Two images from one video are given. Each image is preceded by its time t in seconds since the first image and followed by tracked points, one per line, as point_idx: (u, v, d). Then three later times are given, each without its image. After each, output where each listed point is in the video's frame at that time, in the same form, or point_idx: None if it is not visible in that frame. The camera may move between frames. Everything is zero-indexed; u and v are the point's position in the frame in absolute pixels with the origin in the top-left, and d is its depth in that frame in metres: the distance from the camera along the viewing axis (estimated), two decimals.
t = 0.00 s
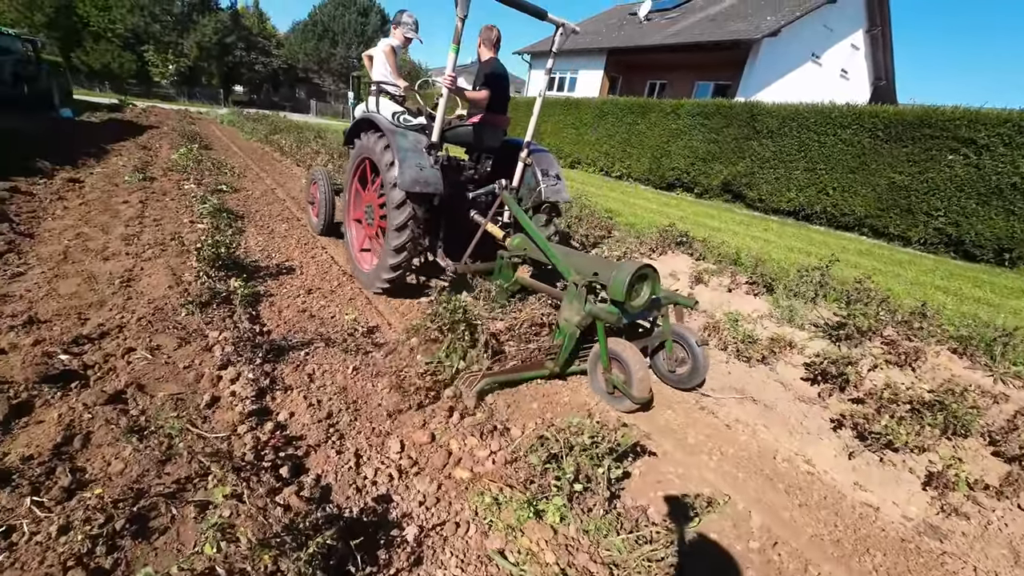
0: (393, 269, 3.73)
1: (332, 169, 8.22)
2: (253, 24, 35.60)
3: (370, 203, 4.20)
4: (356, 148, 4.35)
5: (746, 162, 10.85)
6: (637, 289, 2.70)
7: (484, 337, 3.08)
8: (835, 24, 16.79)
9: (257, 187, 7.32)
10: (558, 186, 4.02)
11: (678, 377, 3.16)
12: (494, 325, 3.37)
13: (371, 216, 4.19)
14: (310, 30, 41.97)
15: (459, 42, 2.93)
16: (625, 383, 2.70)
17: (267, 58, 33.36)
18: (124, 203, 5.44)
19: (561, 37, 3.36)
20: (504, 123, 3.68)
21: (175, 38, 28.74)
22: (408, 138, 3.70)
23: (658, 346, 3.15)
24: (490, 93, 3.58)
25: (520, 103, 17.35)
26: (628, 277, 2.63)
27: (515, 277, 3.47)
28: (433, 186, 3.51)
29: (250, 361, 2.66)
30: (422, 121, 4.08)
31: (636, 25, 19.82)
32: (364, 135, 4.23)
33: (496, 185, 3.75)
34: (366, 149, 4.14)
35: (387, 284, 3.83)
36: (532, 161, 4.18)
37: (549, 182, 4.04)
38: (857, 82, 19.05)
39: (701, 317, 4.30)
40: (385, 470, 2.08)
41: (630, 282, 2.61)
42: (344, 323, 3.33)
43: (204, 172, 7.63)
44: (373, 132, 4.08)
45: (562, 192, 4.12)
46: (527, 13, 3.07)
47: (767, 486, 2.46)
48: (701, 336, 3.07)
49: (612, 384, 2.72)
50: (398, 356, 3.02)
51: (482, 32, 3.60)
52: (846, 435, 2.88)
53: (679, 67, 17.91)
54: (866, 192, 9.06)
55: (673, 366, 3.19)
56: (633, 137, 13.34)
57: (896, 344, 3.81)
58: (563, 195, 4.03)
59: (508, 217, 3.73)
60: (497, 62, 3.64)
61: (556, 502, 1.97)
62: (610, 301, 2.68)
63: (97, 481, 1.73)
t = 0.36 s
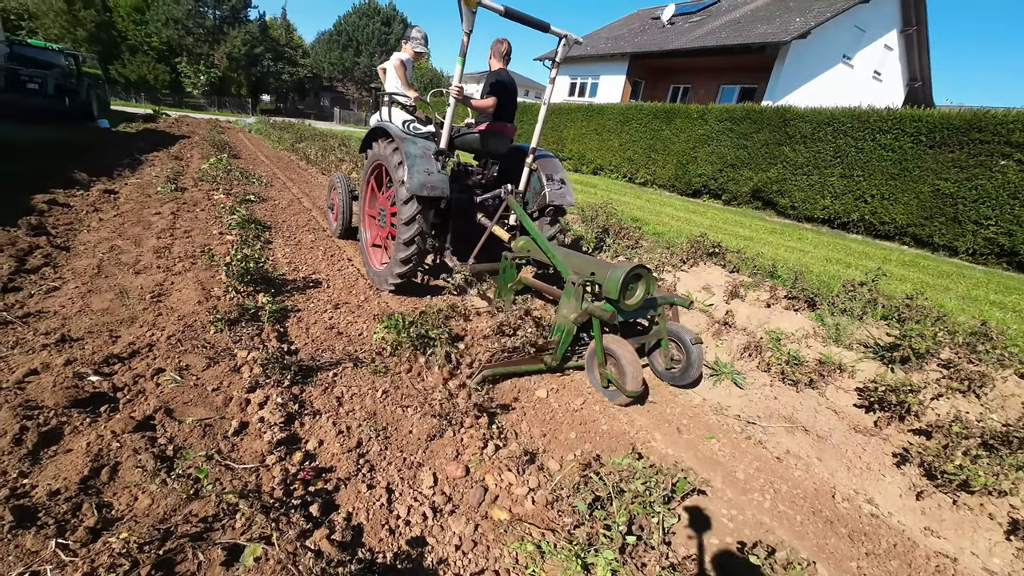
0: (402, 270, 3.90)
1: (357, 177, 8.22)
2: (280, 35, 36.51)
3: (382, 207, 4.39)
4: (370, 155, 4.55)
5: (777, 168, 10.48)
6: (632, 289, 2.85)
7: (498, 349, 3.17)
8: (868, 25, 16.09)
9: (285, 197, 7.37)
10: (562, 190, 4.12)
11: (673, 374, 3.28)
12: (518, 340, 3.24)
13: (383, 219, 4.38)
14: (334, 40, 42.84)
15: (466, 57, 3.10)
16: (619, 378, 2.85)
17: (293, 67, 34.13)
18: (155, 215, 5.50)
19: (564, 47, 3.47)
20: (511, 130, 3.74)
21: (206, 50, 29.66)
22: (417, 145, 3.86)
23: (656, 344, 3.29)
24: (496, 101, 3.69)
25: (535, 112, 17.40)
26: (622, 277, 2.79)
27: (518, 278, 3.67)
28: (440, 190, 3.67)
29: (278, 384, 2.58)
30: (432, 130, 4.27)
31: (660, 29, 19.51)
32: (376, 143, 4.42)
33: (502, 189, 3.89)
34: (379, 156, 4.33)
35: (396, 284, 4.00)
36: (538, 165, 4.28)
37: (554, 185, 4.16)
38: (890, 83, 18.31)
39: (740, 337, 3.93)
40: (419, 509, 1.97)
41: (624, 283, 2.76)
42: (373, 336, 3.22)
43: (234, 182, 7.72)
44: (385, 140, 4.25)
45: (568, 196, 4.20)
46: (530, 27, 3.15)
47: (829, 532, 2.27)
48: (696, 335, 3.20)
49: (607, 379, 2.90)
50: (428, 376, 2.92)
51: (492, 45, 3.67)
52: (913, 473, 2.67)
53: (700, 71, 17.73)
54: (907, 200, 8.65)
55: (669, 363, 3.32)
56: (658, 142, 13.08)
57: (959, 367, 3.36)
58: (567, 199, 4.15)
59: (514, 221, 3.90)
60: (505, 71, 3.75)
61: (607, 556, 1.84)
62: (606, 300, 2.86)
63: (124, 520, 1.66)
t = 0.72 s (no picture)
0: (410, 275, 3.97)
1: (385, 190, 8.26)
2: (316, 55, 37.99)
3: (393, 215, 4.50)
4: (382, 166, 4.68)
5: (818, 176, 9.95)
6: (629, 290, 2.91)
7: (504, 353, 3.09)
8: (913, 26, 15.25)
9: (315, 211, 7.46)
10: (568, 196, 4.01)
11: (671, 374, 3.32)
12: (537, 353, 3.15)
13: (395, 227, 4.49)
14: (367, 58, 44.24)
15: (468, 71, 3.25)
16: (614, 374, 2.95)
17: (328, 85, 35.34)
18: (190, 230, 5.62)
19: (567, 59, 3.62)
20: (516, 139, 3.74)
21: (248, 72, 31.10)
22: (424, 155, 3.95)
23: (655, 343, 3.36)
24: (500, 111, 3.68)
25: (562, 123, 17.28)
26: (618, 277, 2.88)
27: (523, 279, 3.72)
28: (445, 198, 3.74)
29: (297, 408, 2.48)
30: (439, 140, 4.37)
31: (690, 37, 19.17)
32: (387, 154, 4.55)
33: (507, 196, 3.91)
34: (390, 166, 4.45)
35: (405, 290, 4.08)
36: (544, 172, 4.23)
37: (560, 192, 4.06)
38: (938, 85, 17.32)
39: (787, 359, 3.60)
40: (438, 553, 1.82)
41: (621, 284, 2.84)
42: (390, 352, 3.04)
43: (267, 197, 7.88)
44: (395, 151, 4.37)
45: (574, 202, 4.09)
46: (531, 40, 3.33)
47: None
48: (693, 334, 3.26)
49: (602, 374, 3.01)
50: (452, 400, 2.77)
51: (496, 59, 3.62)
52: (1002, 524, 2.35)
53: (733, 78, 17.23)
54: (966, 209, 8.04)
55: (668, 363, 3.37)
56: (690, 151, 12.72)
57: None
58: (573, 205, 4.02)
59: (521, 227, 3.89)
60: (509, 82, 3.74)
61: None
62: (604, 300, 2.93)
63: (129, 560, 1.57)
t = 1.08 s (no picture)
0: (419, 274, 4.21)
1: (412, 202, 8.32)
2: (352, 74, 39.40)
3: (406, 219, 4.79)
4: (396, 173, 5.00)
5: (863, 181, 9.38)
6: (617, 284, 3.09)
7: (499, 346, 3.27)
8: (964, 21, 14.32)
9: (343, 223, 7.57)
10: (571, 200, 4.21)
11: (664, 368, 3.39)
12: (530, 343, 3.30)
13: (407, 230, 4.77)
14: (400, 76, 45.51)
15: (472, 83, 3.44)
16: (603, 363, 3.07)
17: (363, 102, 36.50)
18: (223, 243, 5.78)
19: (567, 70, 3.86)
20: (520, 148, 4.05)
21: (287, 92, 32.51)
22: (432, 162, 4.23)
23: (647, 337, 3.47)
24: (504, 121, 3.96)
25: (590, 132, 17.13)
26: (605, 272, 3.05)
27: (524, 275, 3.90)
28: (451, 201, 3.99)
29: (307, 423, 2.41)
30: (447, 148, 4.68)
31: (722, 42, 18.74)
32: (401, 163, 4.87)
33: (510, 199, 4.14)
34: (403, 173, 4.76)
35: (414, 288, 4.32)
36: (549, 177, 4.43)
37: (563, 196, 4.26)
38: (994, 83, 16.20)
39: (833, 376, 3.30)
40: None
41: (609, 277, 3.02)
42: (404, 366, 2.94)
43: (298, 210, 8.06)
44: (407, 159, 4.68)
45: (577, 205, 4.29)
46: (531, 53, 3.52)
47: None
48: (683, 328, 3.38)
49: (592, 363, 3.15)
50: (467, 418, 2.65)
51: (498, 71, 3.89)
52: None
53: (768, 82, 16.69)
54: None
55: (661, 357, 3.45)
56: (723, 158, 12.32)
57: None
58: (576, 208, 4.23)
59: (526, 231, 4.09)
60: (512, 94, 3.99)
61: None
62: (593, 292, 3.10)
63: None
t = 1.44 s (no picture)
0: (427, 272, 4.55)
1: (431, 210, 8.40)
2: (374, 85, 40.25)
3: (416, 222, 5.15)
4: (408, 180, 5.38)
5: (895, 184, 9.03)
6: (607, 278, 3.30)
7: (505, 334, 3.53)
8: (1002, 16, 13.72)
9: (364, 231, 7.68)
10: (569, 202, 4.54)
11: (653, 357, 3.58)
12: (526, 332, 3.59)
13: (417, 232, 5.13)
14: (421, 86, 46.24)
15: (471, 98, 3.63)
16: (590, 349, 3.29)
17: (385, 112, 37.19)
18: (248, 252, 5.93)
19: (564, 80, 4.04)
20: (522, 153, 4.39)
21: (312, 104, 33.39)
22: (438, 168, 4.57)
23: (636, 329, 3.66)
24: (506, 130, 4.30)
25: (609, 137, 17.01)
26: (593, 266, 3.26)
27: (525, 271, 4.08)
28: (455, 204, 4.32)
29: (325, 432, 2.43)
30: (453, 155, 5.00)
31: (744, 45, 18.46)
32: (412, 170, 5.26)
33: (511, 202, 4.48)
34: (413, 180, 5.15)
35: (423, 285, 4.65)
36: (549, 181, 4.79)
37: (562, 199, 4.60)
38: None
39: (867, 389, 3.15)
40: None
41: (598, 271, 3.23)
42: (421, 374, 2.93)
43: (320, 219, 8.22)
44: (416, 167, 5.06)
45: (575, 206, 4.62)
46: (529, 67, 3.64)
47: None
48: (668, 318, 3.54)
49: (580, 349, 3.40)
50: (483, 428, 2.63)
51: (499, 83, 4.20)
52: None
53: (793, 83, 16.33)
54: None
55: (649, 346, 3.63)
56: (746, 161, 12.07)
57: None
58: (574, 209, 4.57)
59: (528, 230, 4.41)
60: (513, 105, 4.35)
61: None
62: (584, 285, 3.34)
63: None
